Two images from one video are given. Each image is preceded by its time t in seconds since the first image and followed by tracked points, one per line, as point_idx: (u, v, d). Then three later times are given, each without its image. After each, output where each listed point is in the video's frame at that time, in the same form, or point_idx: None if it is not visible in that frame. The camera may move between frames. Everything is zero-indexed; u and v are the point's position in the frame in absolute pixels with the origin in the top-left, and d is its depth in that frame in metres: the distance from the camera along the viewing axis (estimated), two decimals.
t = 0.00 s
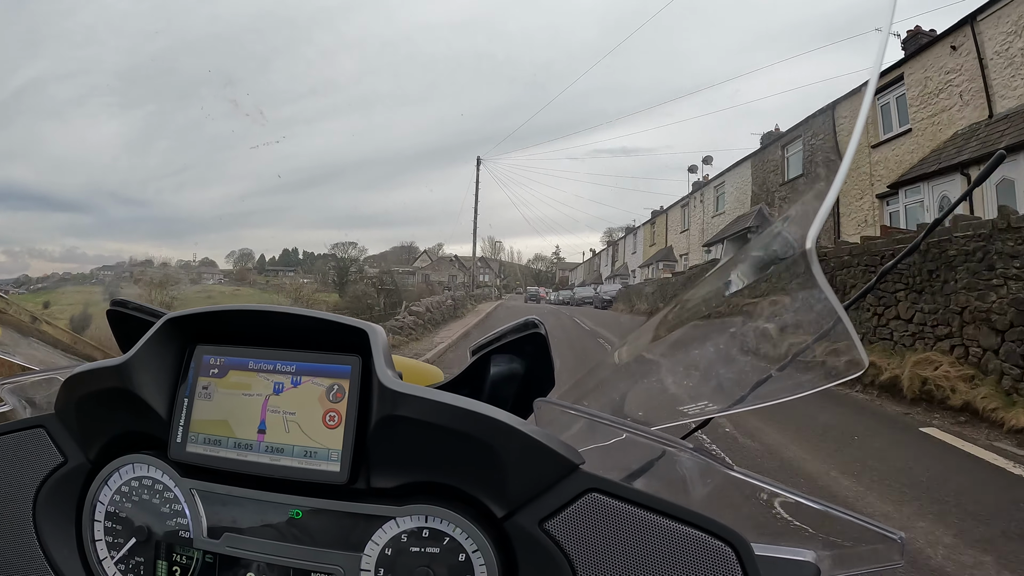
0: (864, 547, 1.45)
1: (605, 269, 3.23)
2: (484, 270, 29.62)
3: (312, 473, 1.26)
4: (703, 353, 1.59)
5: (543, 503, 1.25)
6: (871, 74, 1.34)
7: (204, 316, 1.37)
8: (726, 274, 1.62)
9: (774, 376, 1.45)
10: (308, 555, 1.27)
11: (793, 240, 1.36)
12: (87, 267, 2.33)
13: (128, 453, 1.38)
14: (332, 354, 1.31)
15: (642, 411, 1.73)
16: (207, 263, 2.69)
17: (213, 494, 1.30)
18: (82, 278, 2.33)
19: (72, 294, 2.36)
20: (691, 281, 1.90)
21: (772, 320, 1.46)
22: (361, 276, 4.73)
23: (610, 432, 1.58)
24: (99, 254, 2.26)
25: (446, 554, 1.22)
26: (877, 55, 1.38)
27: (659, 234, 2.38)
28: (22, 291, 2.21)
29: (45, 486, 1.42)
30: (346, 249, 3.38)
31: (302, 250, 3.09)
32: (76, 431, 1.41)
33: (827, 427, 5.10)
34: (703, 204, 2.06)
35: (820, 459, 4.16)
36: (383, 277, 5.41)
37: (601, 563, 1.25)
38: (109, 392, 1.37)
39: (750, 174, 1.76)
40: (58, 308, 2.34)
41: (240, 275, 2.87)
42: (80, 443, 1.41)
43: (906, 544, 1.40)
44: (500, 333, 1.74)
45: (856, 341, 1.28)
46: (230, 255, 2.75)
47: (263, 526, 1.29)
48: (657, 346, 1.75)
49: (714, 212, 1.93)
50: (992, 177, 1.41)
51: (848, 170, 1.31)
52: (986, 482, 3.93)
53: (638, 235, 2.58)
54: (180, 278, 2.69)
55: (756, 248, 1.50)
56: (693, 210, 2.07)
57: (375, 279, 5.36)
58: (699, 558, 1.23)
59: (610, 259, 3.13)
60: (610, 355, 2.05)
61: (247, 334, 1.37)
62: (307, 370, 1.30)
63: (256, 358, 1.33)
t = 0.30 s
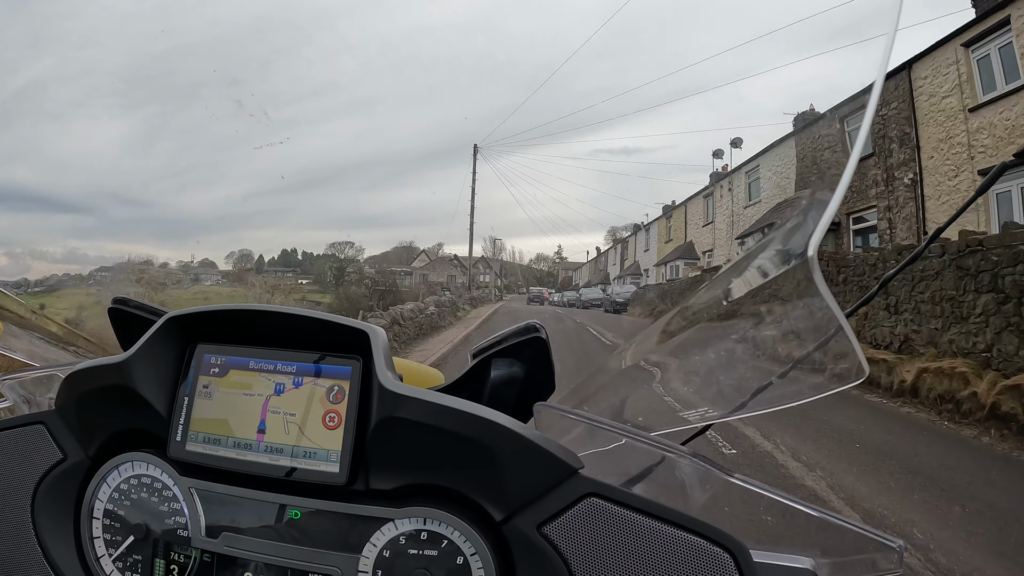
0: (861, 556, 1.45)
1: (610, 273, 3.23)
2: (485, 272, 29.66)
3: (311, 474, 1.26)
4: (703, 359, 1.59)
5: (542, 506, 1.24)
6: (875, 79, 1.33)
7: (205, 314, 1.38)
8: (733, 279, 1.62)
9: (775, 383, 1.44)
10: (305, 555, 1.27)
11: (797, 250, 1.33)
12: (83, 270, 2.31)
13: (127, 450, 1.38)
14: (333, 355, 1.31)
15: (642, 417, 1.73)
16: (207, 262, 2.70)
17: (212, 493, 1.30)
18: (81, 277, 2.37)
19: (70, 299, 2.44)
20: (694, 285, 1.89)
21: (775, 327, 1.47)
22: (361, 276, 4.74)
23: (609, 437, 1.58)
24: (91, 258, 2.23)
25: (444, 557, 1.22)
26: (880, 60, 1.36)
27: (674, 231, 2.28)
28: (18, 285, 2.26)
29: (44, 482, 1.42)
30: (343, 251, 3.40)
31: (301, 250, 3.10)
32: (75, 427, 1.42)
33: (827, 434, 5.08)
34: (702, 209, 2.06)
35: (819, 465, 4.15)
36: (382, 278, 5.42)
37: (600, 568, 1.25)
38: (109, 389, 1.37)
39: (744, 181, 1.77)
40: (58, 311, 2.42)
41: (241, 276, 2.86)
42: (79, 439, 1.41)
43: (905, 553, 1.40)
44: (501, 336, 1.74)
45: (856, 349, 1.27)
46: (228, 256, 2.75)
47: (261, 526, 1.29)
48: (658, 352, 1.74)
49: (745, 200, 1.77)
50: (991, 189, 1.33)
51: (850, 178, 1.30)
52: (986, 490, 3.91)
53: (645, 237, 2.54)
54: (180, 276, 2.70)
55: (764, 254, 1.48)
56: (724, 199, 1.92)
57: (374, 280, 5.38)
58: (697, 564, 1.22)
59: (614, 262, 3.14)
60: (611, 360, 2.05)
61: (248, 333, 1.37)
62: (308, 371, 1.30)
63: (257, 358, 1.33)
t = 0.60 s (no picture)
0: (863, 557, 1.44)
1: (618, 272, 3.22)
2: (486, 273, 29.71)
3: (314, 471, 1.26)
4: (706, 360, 1.59)
5: (544, 505, 1.25)
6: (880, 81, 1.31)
7: (210, 311, 1.38)
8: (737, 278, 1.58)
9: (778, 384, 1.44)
10: (307, 552, 1.27)
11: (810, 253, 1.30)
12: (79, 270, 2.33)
13: (131, 445, 1.38)
14: (337, 352, 1.32)
15: (644, 417, 1.74)
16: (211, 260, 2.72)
17: (215, 489, 1.31)
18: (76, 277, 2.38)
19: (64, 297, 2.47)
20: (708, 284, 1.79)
21: (778, 327, 1.46)
22: (363, 275, 4.76)
23: (612, 437, 1.58)
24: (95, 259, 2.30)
25: (446, 555, 1.22)
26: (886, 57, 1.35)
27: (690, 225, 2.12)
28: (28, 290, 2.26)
29: (48, 477, 1.43)
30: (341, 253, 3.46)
31: (301, 250, 3.13)
32: (79, 422, 1.42)
33: (829, 436, 5.07)
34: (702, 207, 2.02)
35: (820, 466, 4.14)
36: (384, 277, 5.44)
37: (602, 567, 1.25)
38: (113, 385, 1.38)
39: (747, 181, 1.75)
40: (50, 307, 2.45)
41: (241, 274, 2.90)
42: (83, 434, 1.42)
43: (906, 554, 1.39)
44: (505, 335, 1.74)
45: (859, 350, 1.27)
46: (228, 254, 2.78)
47: (263, 523, 1.29)
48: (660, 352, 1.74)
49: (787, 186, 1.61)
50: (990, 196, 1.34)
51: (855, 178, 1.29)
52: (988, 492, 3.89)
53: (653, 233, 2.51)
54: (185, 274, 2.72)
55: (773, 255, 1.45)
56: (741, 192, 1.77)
57: (375, 280, 5.40)
58: (698, 564, 1.22)
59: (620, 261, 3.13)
60: (613, 360, 2.05)
61: (253, 330, 1.38)
62: (312, 368, 1.30)
63: (261, 355, 1.34)
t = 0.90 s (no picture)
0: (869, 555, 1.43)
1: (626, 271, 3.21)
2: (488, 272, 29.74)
3: (320, 469, 1.26)
4: (712, 358, 1.59)
5: (550, 503, 1.24)
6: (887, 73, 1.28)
7: (216, 310, 1.38)
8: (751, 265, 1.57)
9: (785, 381, 1.45)
10: (314, 550, 1.27)
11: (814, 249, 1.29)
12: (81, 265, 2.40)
13: (137, 444, 1.38)
14: (343, 351, 1.31)
15: (650, 414, 1.74)
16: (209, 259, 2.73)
17: (221, 488, 1.31)
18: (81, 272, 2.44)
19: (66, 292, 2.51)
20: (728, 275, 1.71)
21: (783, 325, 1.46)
22: (364, 275, 4.77)
23: (618, 435, 1.58)
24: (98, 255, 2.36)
25: (452, 553, 1.22)
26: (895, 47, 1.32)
27: (715, 217, 2.14)
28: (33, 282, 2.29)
29: (54, 476, 1.43)
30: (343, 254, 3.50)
31: (299, 249, 3.14)
32: (86, 421, 1.42)
33: (833, 434, 5.06)
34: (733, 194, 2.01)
35: (818, 464, 4.15)
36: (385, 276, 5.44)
37: (608, 565, 1.25)
38: (120, 384, 1.38)
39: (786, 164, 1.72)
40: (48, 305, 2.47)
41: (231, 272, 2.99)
42: (89, 433, 1.42)
43: (913, 552, 1.39)
44: (511, 333, 1.73)
45: (866, 347, 1.27)
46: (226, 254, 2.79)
47: (270, 521, 1.29)
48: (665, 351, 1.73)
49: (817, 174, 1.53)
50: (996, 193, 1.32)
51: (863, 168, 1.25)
52: (991, 490, 3.87)
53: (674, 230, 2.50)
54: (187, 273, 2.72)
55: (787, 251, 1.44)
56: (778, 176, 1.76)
57: (375, 279, 5.42)
58: (705, 562, 1.22)
59: (630, 260, 3.12)
60: (617, 359, 2.04)
61: (259, 329, 1.38)
62: (319, 367, 1.30)
63: (268, 354, 1.33)
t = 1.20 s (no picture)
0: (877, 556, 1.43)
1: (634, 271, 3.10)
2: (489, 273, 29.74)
3: (326, 475, 1.26)
4: (716, 360, 1.58)
5: (557, 507, 1.24)
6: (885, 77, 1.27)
7: (219, 317, 1.38)
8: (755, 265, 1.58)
9: (788, 383, 1.44)
10: (321, 556, 1.27)
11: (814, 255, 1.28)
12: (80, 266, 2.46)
13: (142, 452, 1.38)
14: (347, 357, 1.31)
15: (656, 416, 1.73)
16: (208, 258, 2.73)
17: (226, 494, 1.31)
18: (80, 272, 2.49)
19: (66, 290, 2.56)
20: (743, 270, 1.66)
21: (787, 327, 1.45)
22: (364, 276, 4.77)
23: (624, 438, 1.57)
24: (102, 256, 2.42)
25: (458, 558, 1.22)
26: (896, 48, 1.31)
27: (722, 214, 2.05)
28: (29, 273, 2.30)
29: (60, 484, 1.43)
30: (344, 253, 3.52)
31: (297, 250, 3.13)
32: (91, 429, 1.42)
33: (836, 434, 5.04)
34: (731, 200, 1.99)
35: (820, 464, 4.16)
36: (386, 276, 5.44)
37: (615, 569, 1.24)
38: (124, 391, 1.38)
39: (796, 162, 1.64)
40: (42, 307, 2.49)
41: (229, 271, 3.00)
42: (94, 441, 1.42)
43: (922, 552, 1.37)
44: (515, 337, 1.73)
45: (871, 347, 1.25)
46: (225, 253, 2.79)
47: (276, 527, 1.28)
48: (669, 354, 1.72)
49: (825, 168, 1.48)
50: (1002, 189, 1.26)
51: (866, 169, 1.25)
52: (994, 491, 3.85)
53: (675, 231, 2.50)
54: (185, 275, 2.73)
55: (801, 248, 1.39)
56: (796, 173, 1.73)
57: (376, 280, 5.43)
58: (712, 565, 1.21)
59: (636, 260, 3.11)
60: (621, 362, 2.04)
61: (263, 335, 1.38)
62: (323, 373, 1.30)
63: (272, 360, 1.33)
